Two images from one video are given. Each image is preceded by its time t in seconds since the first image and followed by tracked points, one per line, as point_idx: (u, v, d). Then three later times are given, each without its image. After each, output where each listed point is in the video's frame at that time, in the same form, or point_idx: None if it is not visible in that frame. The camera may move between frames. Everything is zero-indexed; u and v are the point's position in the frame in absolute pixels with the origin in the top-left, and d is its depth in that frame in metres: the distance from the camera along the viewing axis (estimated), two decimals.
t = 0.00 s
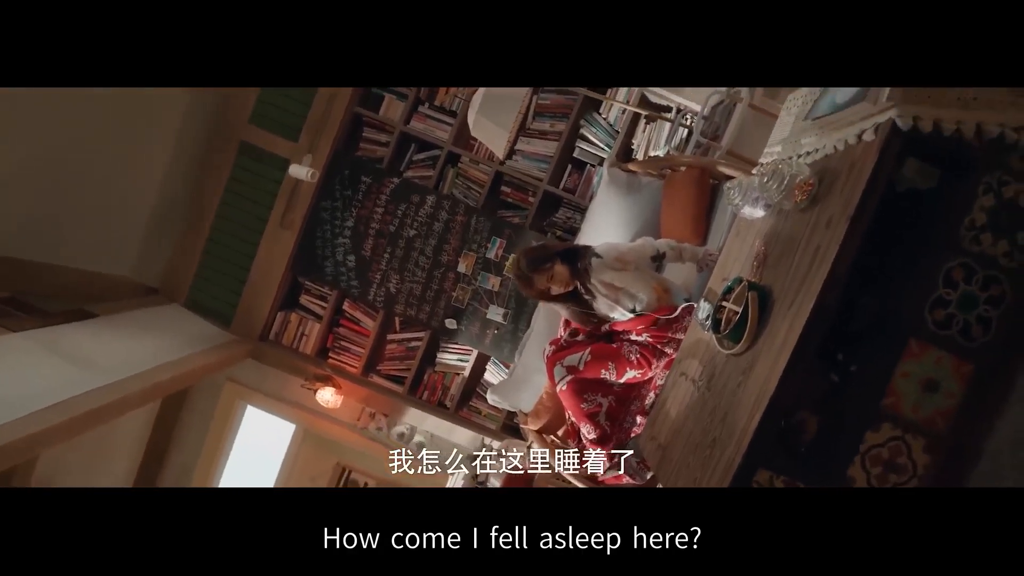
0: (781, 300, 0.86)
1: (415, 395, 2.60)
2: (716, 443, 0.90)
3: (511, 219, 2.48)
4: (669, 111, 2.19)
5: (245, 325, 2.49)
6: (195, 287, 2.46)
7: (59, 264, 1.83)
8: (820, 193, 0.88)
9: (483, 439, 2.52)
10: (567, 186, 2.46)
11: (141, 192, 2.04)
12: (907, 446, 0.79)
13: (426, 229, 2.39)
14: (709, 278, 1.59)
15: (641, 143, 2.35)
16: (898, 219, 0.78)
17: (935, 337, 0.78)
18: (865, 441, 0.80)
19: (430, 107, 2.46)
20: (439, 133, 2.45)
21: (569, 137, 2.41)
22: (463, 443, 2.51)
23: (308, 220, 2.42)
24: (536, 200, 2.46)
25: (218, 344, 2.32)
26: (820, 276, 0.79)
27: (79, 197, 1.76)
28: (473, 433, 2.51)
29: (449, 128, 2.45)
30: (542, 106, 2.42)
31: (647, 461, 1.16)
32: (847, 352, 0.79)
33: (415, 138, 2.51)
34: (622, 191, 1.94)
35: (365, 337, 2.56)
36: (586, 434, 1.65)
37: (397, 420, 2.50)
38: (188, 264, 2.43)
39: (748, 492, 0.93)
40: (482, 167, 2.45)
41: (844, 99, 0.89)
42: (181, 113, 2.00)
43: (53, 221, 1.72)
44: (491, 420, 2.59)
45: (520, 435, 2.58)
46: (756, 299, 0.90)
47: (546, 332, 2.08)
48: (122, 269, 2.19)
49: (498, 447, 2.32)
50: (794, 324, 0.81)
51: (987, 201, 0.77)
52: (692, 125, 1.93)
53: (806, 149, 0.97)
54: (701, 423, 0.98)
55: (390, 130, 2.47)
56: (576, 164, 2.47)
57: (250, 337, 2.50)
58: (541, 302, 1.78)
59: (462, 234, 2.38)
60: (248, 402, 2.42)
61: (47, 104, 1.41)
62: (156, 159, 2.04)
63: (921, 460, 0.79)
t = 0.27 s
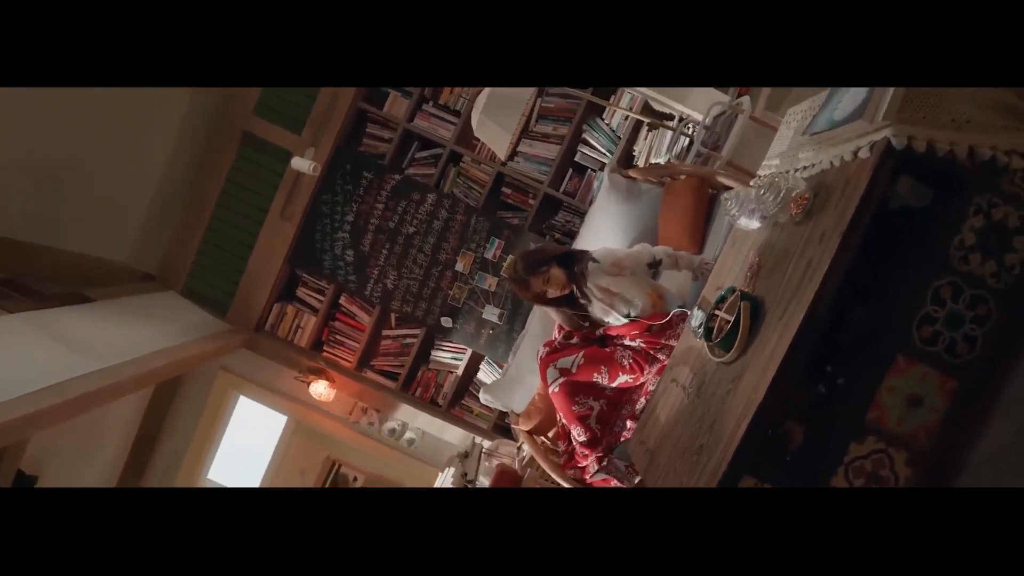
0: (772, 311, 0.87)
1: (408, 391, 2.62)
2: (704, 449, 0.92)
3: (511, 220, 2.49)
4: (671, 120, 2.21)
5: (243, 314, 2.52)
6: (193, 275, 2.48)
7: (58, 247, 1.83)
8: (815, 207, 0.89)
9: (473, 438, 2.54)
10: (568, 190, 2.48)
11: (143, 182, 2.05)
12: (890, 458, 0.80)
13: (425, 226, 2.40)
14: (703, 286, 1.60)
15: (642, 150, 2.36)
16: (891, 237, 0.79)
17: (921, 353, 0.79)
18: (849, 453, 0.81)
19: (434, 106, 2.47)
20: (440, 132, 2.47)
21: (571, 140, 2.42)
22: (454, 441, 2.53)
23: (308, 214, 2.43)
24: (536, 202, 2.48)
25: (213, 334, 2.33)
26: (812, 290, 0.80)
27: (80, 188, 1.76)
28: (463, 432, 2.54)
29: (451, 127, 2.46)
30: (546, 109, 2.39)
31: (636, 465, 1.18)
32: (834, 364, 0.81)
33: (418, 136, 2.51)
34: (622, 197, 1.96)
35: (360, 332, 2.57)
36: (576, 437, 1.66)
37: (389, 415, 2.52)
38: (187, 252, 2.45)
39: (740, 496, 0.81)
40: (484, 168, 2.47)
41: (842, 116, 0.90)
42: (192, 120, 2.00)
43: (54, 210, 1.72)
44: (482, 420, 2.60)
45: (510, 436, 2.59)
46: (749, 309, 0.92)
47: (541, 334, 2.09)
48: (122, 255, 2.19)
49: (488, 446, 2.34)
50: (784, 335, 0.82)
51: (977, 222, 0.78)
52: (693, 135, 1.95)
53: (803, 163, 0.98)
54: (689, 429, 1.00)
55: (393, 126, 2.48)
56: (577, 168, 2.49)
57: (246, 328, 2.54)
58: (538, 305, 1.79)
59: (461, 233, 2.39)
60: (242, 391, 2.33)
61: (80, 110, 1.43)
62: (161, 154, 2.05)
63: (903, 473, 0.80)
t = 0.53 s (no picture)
0: (762, 323, 0.89)
1: (401, 387, 2.64)
2: (691, 454, 0.93)
3: (510, 221, 2.50)
4: (673, 128, 2.23)
5: (240, 304, 2.54)
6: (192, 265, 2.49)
7: (60, 233, 1.85)
8: (808, 222, 0.90)
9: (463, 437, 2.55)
10: (568, 194, 2.49)
11: (145, 170, 2.06)
12: (873, 471, 0.81)
13: (424, 225, 2.41)
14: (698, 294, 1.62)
15: (643, 157, 2.38)
16: (882, 254, 0.81)
17: (908, 369, 0.81)
18: (832, 465, 0.82)
19: (438, 105, 2.47)
20: (444, 131, 2.49)
21: (573, 145, 2.44)
22: (445, 438, 2.56)
23: (308, 208, 2.44)
24: (536, 205, 2.49)
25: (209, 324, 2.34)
26: (803, 303, 0.82)
27: (85, 173, 1.79)
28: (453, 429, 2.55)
29: (455, 127, 2.48)
30: (550, 113, 2.37)
31: (624, 469, 1.19)
32: (823, 377, 0.83)
33: (421, 134, 2.53)
34: (622, 204, 1.97)
35: (356, 327, 2.59)
36: (567, 439, 1.67)
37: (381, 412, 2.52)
38: (185, 241, 2.46)
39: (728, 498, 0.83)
40: (486, 169, 2.48)
41: (838, 133, 0.91)
42: (198, 111, 2.02)
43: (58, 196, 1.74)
44: (473, 419, 2.61)
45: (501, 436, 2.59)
46: (739, 320, 0.93)
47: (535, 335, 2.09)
48: (122, 241, 2.20)
49: (479, 446, 2.34)
50: (773, 346, 0.84)
51: (966, 242, 0.80)
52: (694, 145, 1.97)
53: (799, 178, 0.99)
54: (678, 435, 1.01)
55: (397, 124, 2.50)
56: (578, 172, 2.51)
57: (242, 318, 2.56)
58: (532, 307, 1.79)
59: (461, 232, 2.40)
60: (234, 380, 2.31)
61: (89, 100, 1.45)
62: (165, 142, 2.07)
63: (886, 485, 0.81)
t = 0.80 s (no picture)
0: (755, 331, 0.90)
1: (396, 383, 2.63)
2: (680, 458, 0.95)
3: (509, 221, 2.49)
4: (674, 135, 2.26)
5: (238, 295, 2.55)
6: (191, 255, 2.50)
7: (59, 222, 1.82)
8: (804, 233, 0.92)
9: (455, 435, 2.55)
10: (568, 197, 2.50)
11: (147, 160, 2.06)
12: (859, 481, 0.82)
13: (424, 222, 2.42)
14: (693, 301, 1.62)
15: (644, 162, 2.38)
16: (875, 268, 0.83)
17: (896, 381, 0.82)
18: (819, 473, 0.83)
19: (441, 104, 2.48)
20: (447, 131, 2.49)
21: (575, 148, 2.45)
22: (438, 437, 2.55)
23: (309, 201, 2.45)
24: (536, 206, 2.49)
25: (206, 314, 2.35)
26: (795, 312, 0.83)
27: (86, 166, 1.75)
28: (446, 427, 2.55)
29: (458, 126, 2.47)
30: (552, 115, 2.41)
31: (613, 470, 1.20)
32: (812, 387, 0.84)
33: (424, 132, 2.54)
34: (621, 209, 1.99)
35: (352, 322, 2.59)
36: (558, 440, 1.69)
37: (374, 407, 2.56)
38: (183, 233, 2.46)
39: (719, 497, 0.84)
40: (487, 169, 2.50)
41: (835, 146, 0.91)
42: (203, 104, 2.02)
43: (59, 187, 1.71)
44: (467, 417, 2.61)
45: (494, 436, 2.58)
46: (732, 327, 0.94)
47: (529, 338, 2.10)
48: (122, 230, 2.21)
49: (471, 445, 2.34)
50: (764, 354, 0.85)
51: (957, 258, 0.81)
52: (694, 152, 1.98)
53: (796, 189, 1.00)
54: (668, 439, 1.02)
55: (400, 121, 2.50)
56: (579, 176, 2.52)
57: (239, 310, 2.56)
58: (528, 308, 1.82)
59: (460, 231, 2.41)
60: (228, 372, 2.37)
61: (90, 100, 1.40)
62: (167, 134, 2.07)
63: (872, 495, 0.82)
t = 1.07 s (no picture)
0: (746, 340, 0.92)
1: (388, 379, 2.59)
2: (668, 462, 0.96)
3: (509, 223, 2.52)
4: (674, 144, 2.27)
5: (235, 287, 2.52)
6: (190, 245, 2.50)
7: (59, 203, 1.85)
8: (797, 245, 0.93)
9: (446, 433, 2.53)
10: (568, 201, 2.50)
11: (148, 146, 2.05)
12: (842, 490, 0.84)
13: (423, 220, 2.43)
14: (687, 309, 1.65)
15: (644, 169, 2.39)
16: (863, 283, 0.85)
17: (881, 394, 0.84)
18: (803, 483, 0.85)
19: (445, 104, 2.49)
20: (450, 130, 2.49)
21: (576, 152, 2.46)
22: (429, 434, 2.56)
23: (310, 195, 2.45)
24: (536, 209, 2.50)
25: (202, 302, 2.35)
26: (785, 322, 0.85)
27: (85, 153, 1.77)
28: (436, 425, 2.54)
29: (461, 126, 2.48)
30: (555, 118, 2.46)
31: (601, 473, 1.21)
32: (799, 397, 0.86)
33: (426, 131, 2.54)
34: (620, 215, 2.00)
35: (348, 317, 2.55)
36: (549, 442, 1.69)
37: (367, 403, 2.54)
38: (182, 222, 2.47)
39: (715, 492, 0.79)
40: (488, 170, 2.50)
41: (831, 161, 0.93)
42: (206, 97, 2.01)
43: (56, 171, 1.73)
44: (458, 416, 2.57)
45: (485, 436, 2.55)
46: (724, 335, 0.96)
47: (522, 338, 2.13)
48: (120, 216, 2.22)
49: (461, 444, 2.34)
50: (753, 363, 0.86)
51: (944, 276, 0.83)
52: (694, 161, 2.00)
53: (791, 202, 1.01)
54: (657, 444, 1.03)
55: (403, 119, 2.50)
56: (579, 180, 2.52)
57: (235, 302, 2.53)
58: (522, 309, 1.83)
59: (459, 231, 2.42)
60: (223, 363, 2.49)
61: (88, 102, 1.41)
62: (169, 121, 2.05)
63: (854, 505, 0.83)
